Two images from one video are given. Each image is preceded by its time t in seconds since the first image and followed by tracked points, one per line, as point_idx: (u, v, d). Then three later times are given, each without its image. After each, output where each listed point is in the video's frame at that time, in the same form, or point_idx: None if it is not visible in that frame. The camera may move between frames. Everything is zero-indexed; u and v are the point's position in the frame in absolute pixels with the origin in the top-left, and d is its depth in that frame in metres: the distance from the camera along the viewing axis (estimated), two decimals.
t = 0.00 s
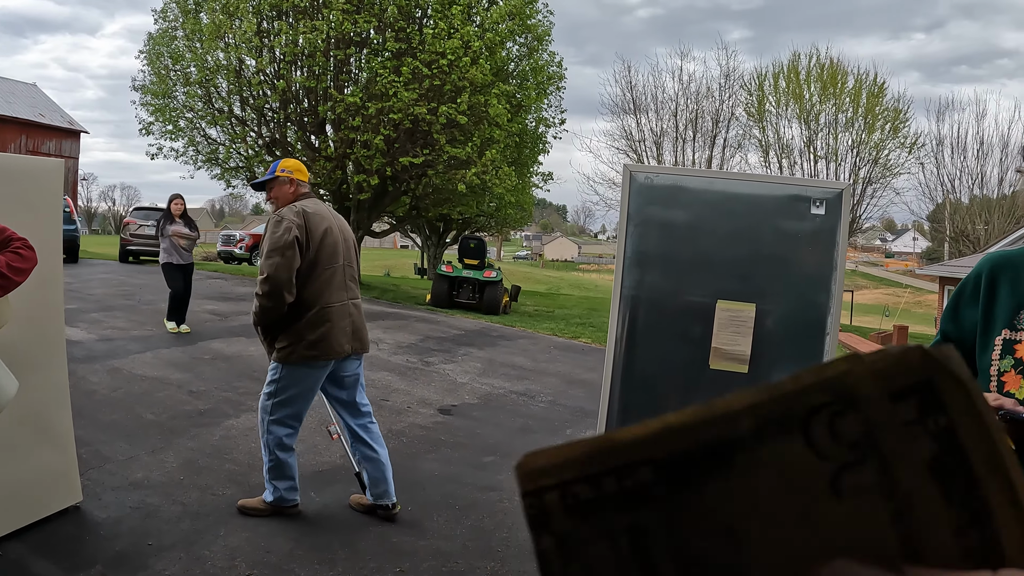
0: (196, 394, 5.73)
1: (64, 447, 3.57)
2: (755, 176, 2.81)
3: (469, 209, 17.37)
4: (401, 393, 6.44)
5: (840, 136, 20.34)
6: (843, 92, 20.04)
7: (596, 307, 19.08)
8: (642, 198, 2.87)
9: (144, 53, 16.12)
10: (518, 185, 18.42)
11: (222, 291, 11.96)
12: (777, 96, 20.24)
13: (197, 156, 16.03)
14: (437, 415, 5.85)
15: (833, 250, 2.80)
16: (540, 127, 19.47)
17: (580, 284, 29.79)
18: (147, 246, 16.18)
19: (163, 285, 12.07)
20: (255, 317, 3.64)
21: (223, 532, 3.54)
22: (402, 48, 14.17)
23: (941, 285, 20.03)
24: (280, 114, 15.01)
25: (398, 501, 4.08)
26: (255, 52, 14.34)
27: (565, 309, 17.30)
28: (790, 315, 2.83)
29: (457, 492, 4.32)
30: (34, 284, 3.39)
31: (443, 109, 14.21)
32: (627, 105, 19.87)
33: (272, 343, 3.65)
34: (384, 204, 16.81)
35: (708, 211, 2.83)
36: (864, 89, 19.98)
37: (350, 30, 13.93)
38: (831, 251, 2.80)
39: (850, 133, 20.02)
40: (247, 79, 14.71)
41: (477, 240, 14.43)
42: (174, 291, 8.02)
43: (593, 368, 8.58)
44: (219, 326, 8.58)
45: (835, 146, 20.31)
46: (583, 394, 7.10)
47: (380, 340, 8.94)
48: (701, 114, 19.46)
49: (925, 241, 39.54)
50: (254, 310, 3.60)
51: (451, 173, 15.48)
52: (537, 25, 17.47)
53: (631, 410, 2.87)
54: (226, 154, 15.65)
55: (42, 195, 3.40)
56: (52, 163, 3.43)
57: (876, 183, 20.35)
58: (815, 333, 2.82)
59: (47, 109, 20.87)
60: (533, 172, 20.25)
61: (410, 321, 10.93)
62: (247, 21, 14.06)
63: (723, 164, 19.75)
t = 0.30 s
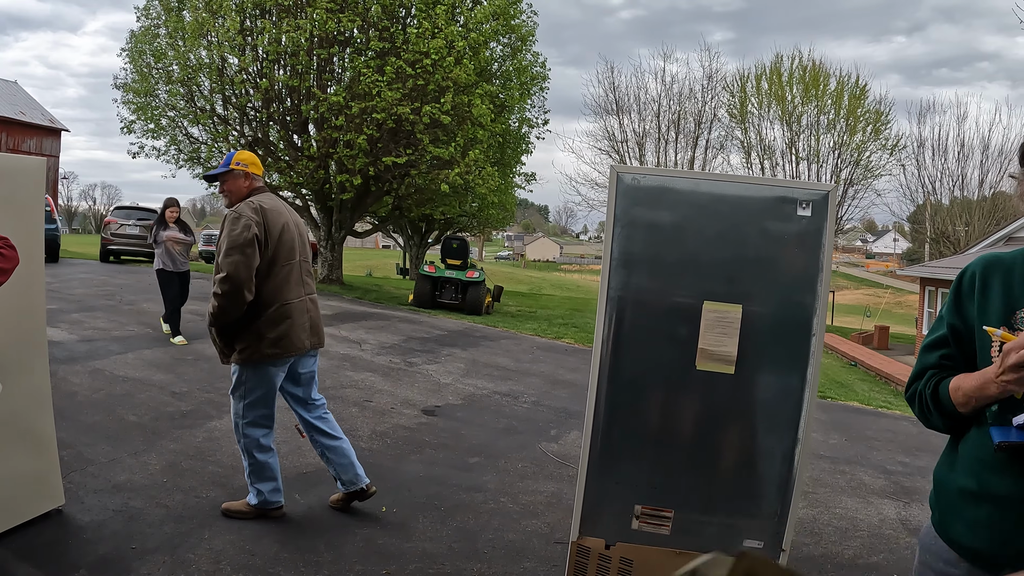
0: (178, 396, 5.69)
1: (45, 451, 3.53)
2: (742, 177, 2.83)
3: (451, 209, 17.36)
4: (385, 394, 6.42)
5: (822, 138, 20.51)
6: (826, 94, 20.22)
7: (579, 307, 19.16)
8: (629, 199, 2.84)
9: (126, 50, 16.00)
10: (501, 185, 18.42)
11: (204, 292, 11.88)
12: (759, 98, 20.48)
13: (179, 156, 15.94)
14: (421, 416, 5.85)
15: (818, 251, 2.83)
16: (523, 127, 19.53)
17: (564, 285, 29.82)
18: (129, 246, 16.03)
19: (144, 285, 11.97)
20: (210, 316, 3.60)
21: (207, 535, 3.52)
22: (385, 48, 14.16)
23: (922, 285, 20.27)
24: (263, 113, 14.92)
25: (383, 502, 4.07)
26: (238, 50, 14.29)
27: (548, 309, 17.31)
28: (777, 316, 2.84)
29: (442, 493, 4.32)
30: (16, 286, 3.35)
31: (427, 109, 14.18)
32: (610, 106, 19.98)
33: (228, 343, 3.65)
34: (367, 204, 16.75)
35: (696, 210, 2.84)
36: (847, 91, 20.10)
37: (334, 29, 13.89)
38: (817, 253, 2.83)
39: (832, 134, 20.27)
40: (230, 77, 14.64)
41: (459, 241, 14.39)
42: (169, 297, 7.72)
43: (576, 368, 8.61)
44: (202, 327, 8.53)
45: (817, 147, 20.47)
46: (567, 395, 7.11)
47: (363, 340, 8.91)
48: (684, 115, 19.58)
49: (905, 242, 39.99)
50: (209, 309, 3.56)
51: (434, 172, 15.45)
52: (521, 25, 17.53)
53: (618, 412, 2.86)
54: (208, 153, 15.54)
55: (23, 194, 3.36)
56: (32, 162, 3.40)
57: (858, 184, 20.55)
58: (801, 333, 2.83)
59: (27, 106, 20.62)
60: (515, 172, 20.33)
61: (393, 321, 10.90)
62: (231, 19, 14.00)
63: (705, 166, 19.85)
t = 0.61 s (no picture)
0: (171, 396, 5.68)
1: (37, 453, 3.51)
2: (739, 178, 2.83)
3: (444, 208, 17.35)
4: (379, 394, 6.41)
5: (814, 138, 20.58)
6: (817, 94, 20.37)
7: (571, 307, 19.18)
8: (625, 201, 2.86)
9: (118, 48, 15.96)
10: (494, 185, 18.44)
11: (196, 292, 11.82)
12: (752, 98, 20.55)
13: (171, 155, 15.87)
14: (414, 416, 5.84)
15: (816, 252, 2.83)
16: (516, 127, 19.57)
17: (556, 285, 29.86)
18: (120, 246, 15.93)
19: (135, 285, 11.90)
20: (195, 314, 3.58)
21: (202, 537, 3.51)
22: (378, 47, 14.17)
23: (914, 285, 20.32)
24: (256, 112, 14.87)
25: (378, 504, 4.06)
26: (230, 49, 14.25)
27: (540, 309, 17.32)
28: (774, 317, 2.84)
29: (437, 493, 4.30)
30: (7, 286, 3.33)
31: (420, 108, 14.16)
32: (603, 105, 20.00)
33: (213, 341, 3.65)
34: (359, 205, 16.69)
35: (692, 212, 2.84)
36: (839, 91, 20.22)
37: (328, 27, 13.87)
38: (815, 253, 2.83)
39: (824, 135, 20.49)
40: (223, 76, 14.61)
41: (453, 241, 14.36)
42: (166, 300, 7.68)
43: (569, 368, 8.62)
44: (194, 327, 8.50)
45: (809, 147, 20.56)
46: (560, 395, 7.11)
47: (356, 341, 8.89)
48: (676, 115, 19.61)
49: (897, 242, 40.21)
50: (194, 308, 3.54)
51: (427, 172, 15.45)
52: (515, 25, 17.60)
53: (615, 412, 2.87)
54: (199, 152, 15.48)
55: (13, 193, 3.33)
56: (23, 162, 3.38)
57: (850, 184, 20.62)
58: (799, 334, 2.84)
59: (18, 105, 20.48)
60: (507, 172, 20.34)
61: (385, 321, 10.88)
62: (224, 17, 13.96)
63: (698, 166, 19.87)
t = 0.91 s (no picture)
0: (165, 396, 5.66)
1: (30, 452, 3.50)
2: (737, 177, 2.83)
3: (437, 208, 17.33)
4: (373, 394, 6.40)
5: (807, 138, 20.66)
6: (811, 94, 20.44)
7: (565, 307, 19.21)
8: (623, 198, 2.86)
9: (110, 47, 15.91)
10: (487, 184, 18.46)
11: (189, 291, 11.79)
12: (745, 98, 20.62)
13: (164, 154, 15.83)
14: (408, 416, 5.83)
15: (813, 252, 2.84)
16: (509, 127, 19.57)
17: (550, 284, 29.89)
18: (113, 245, 15.87)
19: (128, 285, 11.86)
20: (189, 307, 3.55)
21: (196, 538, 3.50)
22: (372, 46, 14.14)
23: (906, 285, 20.37)
24: (249, 110, 14.83)
25: (373, 504, 4.05)
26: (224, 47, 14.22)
27: (534, 309, 17.33)
28: (771, 316, 2.85)
29: (432, 493, 4.30)
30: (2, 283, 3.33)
31: (414, 107, 14.15)
32: (596, 105, 20.01)
33: (205, 336, 3.63)
34: (352, 204, 16.67)
35: (690, 211, 2.84)
36: (832, 92, 20.28)
37: (321, 26, 13.84)
38: (811, 252, 2.84)
39: (817, 135, 20.55)
40: (216, 74, 14.56)
41: (446, 240, 14.33)
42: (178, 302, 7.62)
43: (563, 368, 8.64)
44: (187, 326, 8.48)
45: (802, 147, 20.63)
46: (554, 395, 7.11)
47: (350, 340, 8.88)
48: (669, 115, 19.63)
49: (889, 241, 40.38)
50: (190, 301, 3.51)
51: (420, 171, 15.44)
52: (508, 25, 17.61)
53: (611, 411, 2.87)
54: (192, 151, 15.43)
55: (8, 190, 3.33)
56: (18, 160, 3.37)
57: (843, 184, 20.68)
58: (796, 333, 2.85)
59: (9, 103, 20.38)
60: (501, 171, 20.36)
61: (379, 321, 10.87)
62: (218, 15, 13.91)
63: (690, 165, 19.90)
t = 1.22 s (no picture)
0: (158, 396, 5.65)
1: (23, 454, 3.48)
2: (731, 177, 2.84)
3: (431, 208, 17.35)
4: (367, 394, 6.39)
5: (800, 139, 20.72)
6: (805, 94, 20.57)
7: (558, 307, 19.23)
8: (617, 198, 2.86)
9: (104, 46, 15.87)
10: (480, 185, 18.51)
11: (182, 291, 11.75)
12: (738, 99, 20.68)
13: (157, 154, 15.80)
14: (402, 416, 5.83)
15: (807, 251, 2.85)
16: (503, 127, 19.61)
17: (543, 285, 29.92)
18: (106, 245, 15.81)
19: (121, 285, 11.81)
20: (183, 301, 3.51)
21: (190, 539, 3.49)
22: (366, 45, 14.15)
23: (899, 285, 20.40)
24: (242, 111, 14.81)
25: (366, 504, 4.05)
26: (217, 47, 14.20)
27: (527, 309, 17.37)
28: (766, 315, 2.86)
29: (427, 494, 4.29)
30: None
31: (407, 107, 14.13)
32: (590, 105, 20.02)
33: (199, 332, 3.61)
34: (346, 204, 16.67)
35: (685, 211, 2.85)
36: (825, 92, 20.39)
37: (314, 26, 13.82)
38: (806, 252, 2.84)
39: (810, 136, 20.62)
40: (209, 74, 14.54)
41: (439, 241, 14.31)
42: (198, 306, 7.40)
43: (556, 368, 8.64)
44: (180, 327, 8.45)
45: (795, 147, 20.72)
46: (547, 395, 7.11)
47: (343, 340, 8.86)
48: (663, 115, 19.66)
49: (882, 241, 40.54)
50: (185, 296, 3.47)
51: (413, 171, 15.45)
52: (502, 25, 17.66)
53: (606, 411, 2.88)
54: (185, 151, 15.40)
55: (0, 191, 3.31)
56: (10, 159, 3.35)
57: (836, 185, 20.75)
58: (791, 333, 2.85)
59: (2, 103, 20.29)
60: (494, 171, 20.37)
61: (372, 321, 10.85)
62: (211, 15, 13.89)
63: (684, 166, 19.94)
